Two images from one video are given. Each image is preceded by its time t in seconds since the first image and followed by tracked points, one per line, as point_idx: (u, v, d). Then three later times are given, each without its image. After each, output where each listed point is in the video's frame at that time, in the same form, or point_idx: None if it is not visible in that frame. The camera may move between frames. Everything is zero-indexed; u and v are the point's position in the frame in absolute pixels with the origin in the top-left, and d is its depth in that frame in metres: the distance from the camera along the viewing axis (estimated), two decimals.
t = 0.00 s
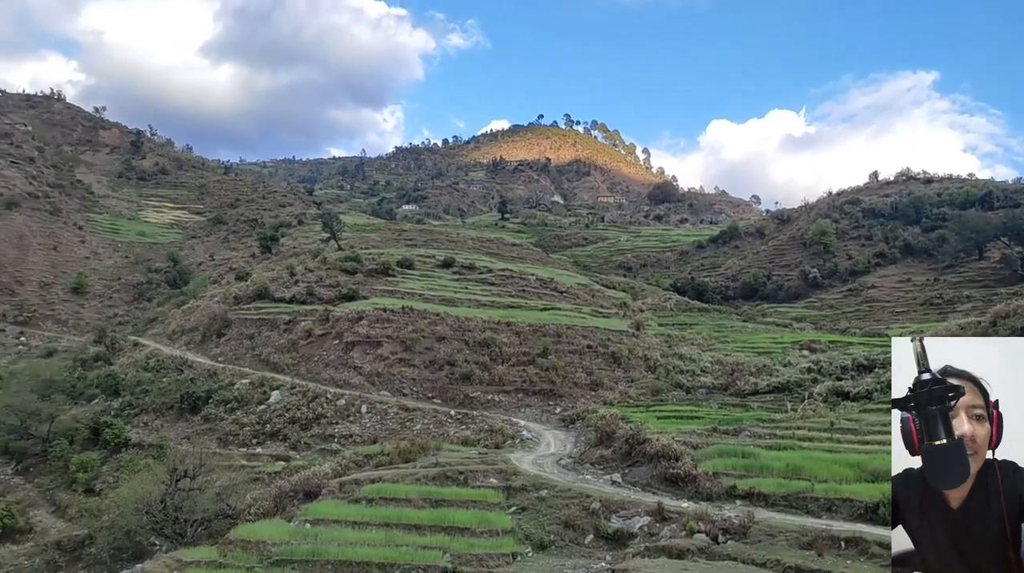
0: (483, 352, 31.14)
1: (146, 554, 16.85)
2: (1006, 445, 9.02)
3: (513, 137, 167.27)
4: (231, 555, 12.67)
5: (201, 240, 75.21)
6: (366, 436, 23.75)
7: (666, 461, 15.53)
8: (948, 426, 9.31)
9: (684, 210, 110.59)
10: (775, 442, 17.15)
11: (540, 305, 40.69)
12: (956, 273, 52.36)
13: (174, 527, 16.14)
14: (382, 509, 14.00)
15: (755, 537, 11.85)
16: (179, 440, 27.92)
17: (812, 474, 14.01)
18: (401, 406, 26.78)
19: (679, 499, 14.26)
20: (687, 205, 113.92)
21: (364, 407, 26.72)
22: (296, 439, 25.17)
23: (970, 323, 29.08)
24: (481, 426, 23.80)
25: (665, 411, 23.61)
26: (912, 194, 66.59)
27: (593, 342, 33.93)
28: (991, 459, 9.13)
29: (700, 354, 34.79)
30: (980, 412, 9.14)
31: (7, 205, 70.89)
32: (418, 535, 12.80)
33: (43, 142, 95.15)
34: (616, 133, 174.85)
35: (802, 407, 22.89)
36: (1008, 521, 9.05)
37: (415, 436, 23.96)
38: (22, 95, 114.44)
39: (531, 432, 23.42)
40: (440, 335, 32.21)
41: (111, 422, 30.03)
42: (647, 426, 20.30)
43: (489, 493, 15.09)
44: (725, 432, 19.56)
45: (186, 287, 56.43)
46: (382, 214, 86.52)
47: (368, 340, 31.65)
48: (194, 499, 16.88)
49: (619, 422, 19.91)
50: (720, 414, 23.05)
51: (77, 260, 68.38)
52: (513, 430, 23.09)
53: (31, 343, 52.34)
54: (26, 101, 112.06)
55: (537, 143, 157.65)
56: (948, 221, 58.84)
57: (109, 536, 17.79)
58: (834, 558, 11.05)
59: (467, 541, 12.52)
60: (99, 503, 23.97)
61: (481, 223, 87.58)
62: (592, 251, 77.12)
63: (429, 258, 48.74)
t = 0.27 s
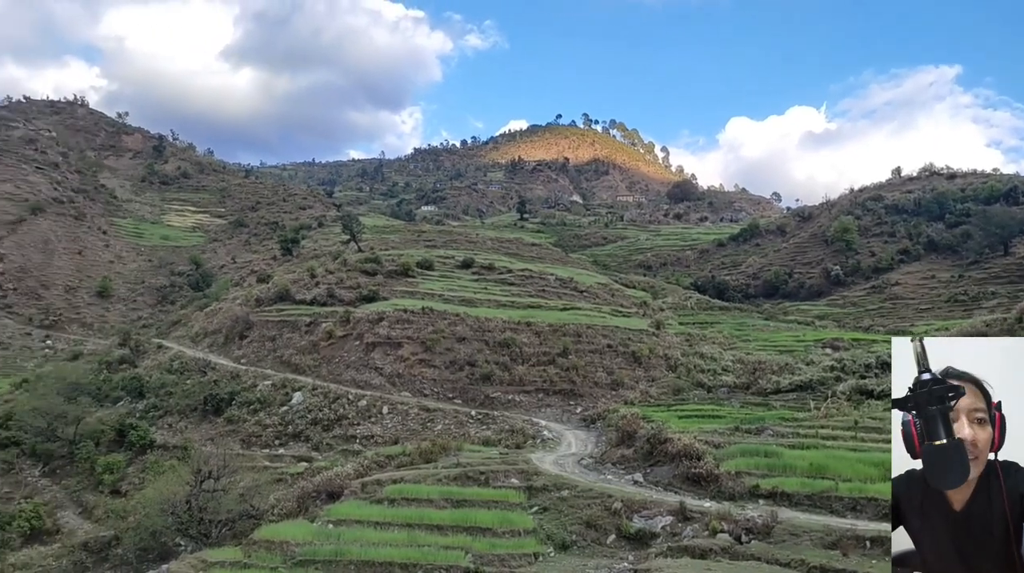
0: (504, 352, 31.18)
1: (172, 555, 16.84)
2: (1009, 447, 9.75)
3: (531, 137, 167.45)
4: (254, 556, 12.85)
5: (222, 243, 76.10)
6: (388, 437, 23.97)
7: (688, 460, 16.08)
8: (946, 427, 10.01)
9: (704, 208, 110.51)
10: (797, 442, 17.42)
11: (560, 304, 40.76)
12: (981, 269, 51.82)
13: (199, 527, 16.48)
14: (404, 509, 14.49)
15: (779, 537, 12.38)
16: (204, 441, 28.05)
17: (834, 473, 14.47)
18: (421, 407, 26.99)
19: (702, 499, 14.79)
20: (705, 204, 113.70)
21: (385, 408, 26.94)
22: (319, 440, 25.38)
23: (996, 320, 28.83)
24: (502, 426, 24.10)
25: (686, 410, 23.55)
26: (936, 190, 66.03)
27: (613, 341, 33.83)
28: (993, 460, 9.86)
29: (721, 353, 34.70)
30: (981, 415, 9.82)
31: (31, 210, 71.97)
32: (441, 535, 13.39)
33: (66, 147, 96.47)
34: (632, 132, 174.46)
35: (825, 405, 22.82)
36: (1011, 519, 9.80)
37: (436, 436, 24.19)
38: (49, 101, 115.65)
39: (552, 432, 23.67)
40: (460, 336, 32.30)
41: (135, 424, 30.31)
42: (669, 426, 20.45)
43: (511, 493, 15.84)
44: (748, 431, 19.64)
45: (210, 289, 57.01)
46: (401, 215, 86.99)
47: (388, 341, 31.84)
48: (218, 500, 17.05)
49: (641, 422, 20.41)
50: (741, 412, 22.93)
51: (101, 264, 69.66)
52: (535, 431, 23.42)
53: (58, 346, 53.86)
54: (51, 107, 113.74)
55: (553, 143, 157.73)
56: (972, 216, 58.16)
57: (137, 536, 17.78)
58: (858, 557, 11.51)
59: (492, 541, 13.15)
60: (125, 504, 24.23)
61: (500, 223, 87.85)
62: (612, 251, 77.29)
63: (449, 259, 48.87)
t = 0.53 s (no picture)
0: (525, 353, 31.19)
1: (199, 556, 17.03)
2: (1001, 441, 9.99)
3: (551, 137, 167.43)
4: (280, 556, 13.02)
5: (246, 246, 77.09)
6: (411, 438, 24.19)
7: (712, 460, 16.03)
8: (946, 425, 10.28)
9: (725, 206, 109.76)
10: (823, 441, 17.29)
11: (582, 304, 40.75)
12: (1009, 265, 50.96)
13: (225, 528, 16.73)
14: (428, 510, 14.62)
15: (805, 537, 12.37)
16: (229, 442, 28.52)
17: (861, 472, 14.42)
18: (444, 408, 27.17)
19: (727, 499, 14.70)
20: (727, 202, 112.86)
21: (407, 408, 27.12)
22: (343, 441, 25.65)
23: None
24: (524, 426, 24.16)
25: (710, 410, 23.46)
26: (962, 185, 64.97)
27: (635, 341, 33.67)
28: (987, 457, 10.11)
29: (744, 352, 34.44)
30: (975, 410, 10.11)
31: (59, 215, 73.37)
32: (465, 535, 13.49)
33: (93, 153, 98.38)
34: (653, 130, 173.45)
35: (849, 405, 22.64)
36: (1007, 518, 9.99)
37: (459, 436, 24.31)
38: (73, 107, 118.63)
39: (575, 432, 23.62)
40: (482, 336, 32.37)
41: (162, 426, 30.78)
42: (692, 425, 20.30)
43: (534, 493, 15.90)
44: (772, 430, 19.49)
45: (234, 291, 57.87)
46: (422, 216, 87.48)
47: (410, 342, 32.02)
48: (243, 501, 17.34)
49: (664, 422, 20.29)
50: (766, 412, 22.68)
51: (128, 268, 71.13)
52: (557, 431, 23.37)
53: (85, 349, 55.35)
54: (77, 113, 116.17)
55: (574, 142, 157.39)
56: (1000, 212, 57.13)
57: (164, 538, 18.06)
58: (886, 557, 11.51)
59: (515, 540, 13.24)
60: (152, 506, 24.72)
61: (520, 223, 87.94)
62: (633, 250, 76.97)
63: (470, 260, 49.08)
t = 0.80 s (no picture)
0: (546, 353, 31.23)
1: (224, 557, 17.36)
2: (994, 444, 10.36)
3: (568, 136, 167.15)
4: (305, 557, 13.18)
5: (267, 250, 77.98)
6: (433, 439, 24.38)
7: (734, 459, 15.97)
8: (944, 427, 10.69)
9: (745, 203, 108.82)
10: (847, 439, 17.16)
11: (602, 303, 40.62)
12: None
13: (249, 529, 16.96)
14: (450, 510, 14.75)
15: (830, 536, 12.36)
16: (253, 444, 28.91)
17: (886, 470, 14.33)
18: (465, 408, 27.31)
19: (750, 498, 14.63)
20: (748, 199, 111.88)
21: (429, 409, 27.29)
22: (365, 443, 25.88)
23: None
24: (546, 426, 24.21)
25: (731, 408, 23.31)
26: (987, 178, 63.83)
27: (656, 340, 33.51)
28: (980, 458, 10.48)
29: (767, 350, 34.15)
30: (967, 413, 10.53)
31: (84, 221, 74.64)
32: (488, 535, 13.57)
33: (117, 160, 99.96)
34: (672, 128, 172.37)
35: (874, 402, 22.42)
36: (1000, 517, 10.35)
37: (480, 437, 24.42)
38: (95, 114, 120.97)
39: (597, 432, 23.59)
40: (502, 337, 32.46)
41: (187, 428, 31.23)
42: (714, 424, 20.18)
43: (556, 493, 15.94)
44: (796, 428, 19.33)
45: (255, 295, 58.55)
46: (441, 218, 87.82)
47: (431, 343, 32.20)
48: (267, 503, 17.59)
49: (686, 421, 20.20)
50: (789, 410, 22.52)
51: (151, 272, 72.30)
52: (579, 431, 23.35)
53: (111, 354, 56.34)
54: (99, 121, 118.25)
55: (593, 141, 156.86)
56: None
57: (190, 539, 18.44)
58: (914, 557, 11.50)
59: (538, 541, 13.27)
60: (178, 508, 25.13)
61: (539, 223, 87.91)
62: (653, 248, 76.55)
63: (490, 261, 49.18)
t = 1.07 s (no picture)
0: (564, 353, 31.23)
1: (244, 556, 17.90)
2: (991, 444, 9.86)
3: (585, 136, 167.01)
4: (325, 556, 13.34)
5: (286, 251, 78.79)
6: (451, 439, 24.50)
7: (754, 459, 15.88)
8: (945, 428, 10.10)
9: (764, 201, 107.99)
10: (869, 439, 17.01)
11: (619, 303, 40.54)
12: None
13: (270, 529, 17.27)
14: (470, 511, 14.83)
15: (852, 537, 12.32)
16: (272, 445, 29.23)
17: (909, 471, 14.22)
18: (483, 408, 27.41)
19: (771, 498, 14.55)
20: (767, 197, 110.88)
21: (447, 410, 27.41)
22: (384, 443, 26.05)
23: None
24: (564, 426, 24.22)
25: (750, 408, 23.15)
26: (1011, 174, 62.74)
27: (675, 340, 33.36)
28: (981, 459, 9.94)
29: (786, 349, 33.88)
30: (967, 414, 9.98)
31: (105, 224, 75.77)
32: (507, 536, 13.62)
33: (138, 162, 101.36)
34: (690, 127, 171.29)
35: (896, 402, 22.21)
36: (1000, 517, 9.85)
37: (498, 437, 24.49)
38: (117, 118, 123.06)
39: (615, 432, 23.56)
40: (520, 337, 32.50)
41: (207, 429, 31.60)
42: (733, 424, 20.07)
43: (576, 494, 15.97)
44: (816, 428, 19.15)
45: (275, 296, 59.24)
46: (458, 218, 88.20)
47: (449, 344, 32.33)
48: (287, 502, 17.79)
49: (705, 421, 20.15)
50: (809, 410, 22.32)
51: (172, 274, 73.39)
52: (597, 431, 23.32)
53: (133, 355, 57.26)
54: (121, 124, 120.23)
55: (610, 141, 156.33)
56: None
57: (211, 539, 18.81)
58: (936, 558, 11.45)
59: (557, 540, 13.33)
60: (198, 508, 25.52)
61: (557, 223, 88.00)
62: (671, 248, 76.26)
63: (507, 261, 49.30)
